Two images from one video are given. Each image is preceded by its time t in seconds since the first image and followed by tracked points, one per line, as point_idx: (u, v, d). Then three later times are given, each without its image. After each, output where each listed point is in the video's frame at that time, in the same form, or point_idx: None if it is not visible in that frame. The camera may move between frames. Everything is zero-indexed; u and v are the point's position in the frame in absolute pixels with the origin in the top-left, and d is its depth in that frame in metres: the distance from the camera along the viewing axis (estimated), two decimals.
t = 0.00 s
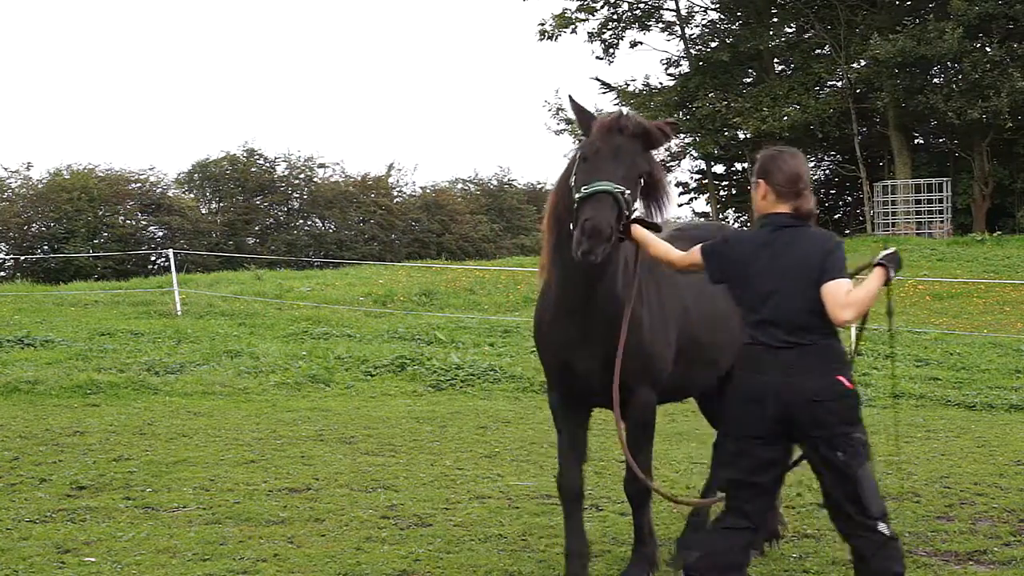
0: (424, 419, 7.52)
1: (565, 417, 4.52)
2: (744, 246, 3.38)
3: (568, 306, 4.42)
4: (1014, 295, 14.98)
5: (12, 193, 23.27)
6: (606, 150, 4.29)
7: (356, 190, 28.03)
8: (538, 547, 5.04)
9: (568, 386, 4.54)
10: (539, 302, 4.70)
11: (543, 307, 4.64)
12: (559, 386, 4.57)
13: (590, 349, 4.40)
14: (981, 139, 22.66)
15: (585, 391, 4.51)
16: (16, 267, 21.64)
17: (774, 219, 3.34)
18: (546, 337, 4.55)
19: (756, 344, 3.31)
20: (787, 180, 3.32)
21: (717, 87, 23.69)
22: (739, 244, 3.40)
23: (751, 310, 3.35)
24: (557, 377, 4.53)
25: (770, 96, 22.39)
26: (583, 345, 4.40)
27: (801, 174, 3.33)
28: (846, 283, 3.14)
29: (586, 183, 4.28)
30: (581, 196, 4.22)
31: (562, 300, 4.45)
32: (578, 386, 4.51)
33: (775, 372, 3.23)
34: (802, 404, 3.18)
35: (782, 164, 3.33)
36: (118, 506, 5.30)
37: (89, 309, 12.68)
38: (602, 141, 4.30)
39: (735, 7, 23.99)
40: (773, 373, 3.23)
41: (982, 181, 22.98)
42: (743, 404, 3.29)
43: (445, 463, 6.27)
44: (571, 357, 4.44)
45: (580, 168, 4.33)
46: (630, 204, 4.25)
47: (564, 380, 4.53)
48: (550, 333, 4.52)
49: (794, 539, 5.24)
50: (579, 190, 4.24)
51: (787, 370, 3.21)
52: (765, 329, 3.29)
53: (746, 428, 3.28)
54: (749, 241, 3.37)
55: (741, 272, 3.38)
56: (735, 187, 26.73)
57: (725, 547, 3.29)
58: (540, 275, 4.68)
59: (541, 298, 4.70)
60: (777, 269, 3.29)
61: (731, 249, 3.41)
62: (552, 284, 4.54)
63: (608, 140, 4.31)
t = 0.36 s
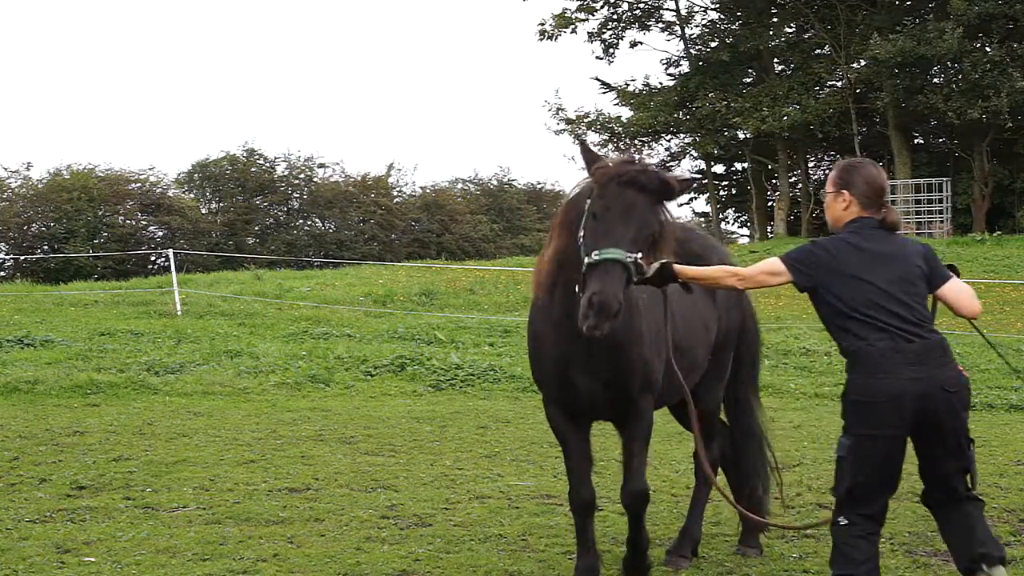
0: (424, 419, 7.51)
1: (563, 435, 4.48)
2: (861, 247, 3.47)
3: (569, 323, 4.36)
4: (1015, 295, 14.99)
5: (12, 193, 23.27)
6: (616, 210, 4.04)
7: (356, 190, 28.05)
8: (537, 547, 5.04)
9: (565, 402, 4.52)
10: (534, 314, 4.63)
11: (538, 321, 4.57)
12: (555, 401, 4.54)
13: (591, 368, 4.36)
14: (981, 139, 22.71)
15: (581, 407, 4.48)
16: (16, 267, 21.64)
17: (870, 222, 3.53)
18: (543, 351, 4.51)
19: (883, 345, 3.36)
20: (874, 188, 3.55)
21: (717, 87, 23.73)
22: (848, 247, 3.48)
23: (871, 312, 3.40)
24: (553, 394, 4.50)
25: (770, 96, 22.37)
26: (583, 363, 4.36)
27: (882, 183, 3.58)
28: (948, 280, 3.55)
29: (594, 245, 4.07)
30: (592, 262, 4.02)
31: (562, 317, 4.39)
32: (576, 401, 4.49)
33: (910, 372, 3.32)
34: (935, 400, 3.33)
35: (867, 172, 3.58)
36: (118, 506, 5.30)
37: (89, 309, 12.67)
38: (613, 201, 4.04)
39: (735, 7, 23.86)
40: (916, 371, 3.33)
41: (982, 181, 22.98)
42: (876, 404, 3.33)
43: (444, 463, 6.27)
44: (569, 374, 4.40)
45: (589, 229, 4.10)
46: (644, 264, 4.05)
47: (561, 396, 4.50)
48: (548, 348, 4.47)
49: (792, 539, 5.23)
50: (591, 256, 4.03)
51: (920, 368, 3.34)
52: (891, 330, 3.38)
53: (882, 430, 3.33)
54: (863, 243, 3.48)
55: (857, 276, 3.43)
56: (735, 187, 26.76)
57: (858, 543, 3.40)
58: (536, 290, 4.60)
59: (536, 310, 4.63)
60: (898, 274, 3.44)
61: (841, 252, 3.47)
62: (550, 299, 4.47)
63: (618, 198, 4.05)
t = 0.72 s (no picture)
0: (422, 419, 7.51)
1: (567, 434, 4.53)
2: (928, 240, 3.64)
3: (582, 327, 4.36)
4: (1012, 295, 15.01)
5: (10, 193, 23.31)
6: (682, 232, 3.84)
7: (354, 190, 28.16)
8: (534, 547, 5.06)
9: (573, 402, 4.55)
10: (543, 315, 4.63)
11: (549, 323, 4.57)
12: (562, 401, 4.58)
13: (601, 369, 4.37)
14: (978, 140, 22.62)
15: (590, 407, 4.51)
16: (14, 267, 21.68)
17: (933, 215, 3.71)
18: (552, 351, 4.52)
19: (958, 338, 3.51)
20: (932, 180, 3.72)
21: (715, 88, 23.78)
22: (916, 237, 3.64)
23: (944, 304, 3.55)
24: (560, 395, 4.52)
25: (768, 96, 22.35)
26: (594, 365, 4.37)
27: (941, 177, 3.74)
28: (993, 282, 3.81)
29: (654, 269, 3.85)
30: (664, 287, 3.79)
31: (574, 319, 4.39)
32: (585, 401, 4.52)
33: (986, 364, 3.48)
34: (1006, 393, 3.50)
35: (929, 166, 3.74)
36: (115, 506, 5.30)
37: (86, 309, 12.67)
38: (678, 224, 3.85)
39: (733, 7, 23.91)
40: (987, 362, 3.49)
41: (980, 181, 23.01)
42: (958, 394, 3.45)
43: (442, 463, 6.27)
44: (578, 374, 4.43)
45: (650, 252, 3.87)
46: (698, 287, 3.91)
47: (569, 396, 4.53)
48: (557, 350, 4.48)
49: (789, 539, 5.23)
50: (660, 279, 3.80)
51: (993, 361, 3.50)
52: (963, 322, 3.54)
53: (963, 422, 3.45)
54: (933, 237, 3.64)
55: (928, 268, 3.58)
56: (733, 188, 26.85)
57: (941, 546, 3.51)
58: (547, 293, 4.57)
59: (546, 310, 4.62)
60: (963, 269, 3.63)
61: (913, 242, 3.62)
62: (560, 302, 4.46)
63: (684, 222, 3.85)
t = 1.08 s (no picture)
0: (411, 419, 7.52)
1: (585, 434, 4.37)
2: (912, 241, 3.76)
3: (617, 323, 4.23)
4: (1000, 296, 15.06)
5: None
6: (781, 236, 3.87)
7: (343, 190, 28.12)
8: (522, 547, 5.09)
9: (588, 401, 4.41)
10: (563, 309, 4.43)
11: (569, 319, 4.38)
12: (576, 399, 4.42)
13: (634, 366, 4.29)
14: (966, 140, 22.70)
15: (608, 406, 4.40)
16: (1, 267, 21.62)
17: (922, 218, 3.83)
18: (574, 346, 4.33)
19: (952, 333, 3.60)
20: (926, 189, 3.84)
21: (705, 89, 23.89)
22: (903, 242, 3.77)
23: (935, 301, 3.65)
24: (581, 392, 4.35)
25: (757, 97, 22.38)
26: (623, 363, 4.28)
27: (939, 186, 3.84)
28: (995, 267, 3.82)
29: (764, 269, 3.81)
30: (774, 288, 3.78)
31: (606, 315, 4.25)
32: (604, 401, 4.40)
33: (984, 358, 3.56)
34: (1007, 386, 3.57)
35: (925, 175, 3.86)
36: (103, 507, 5.29)
37: (74, 309, 12.65)
38: (781, 229, 3.87)
39: (721, 8, 24.13)
40: (986, 357, 3.55)
41: (968, 181, 22.88)
42: (954, 390, 3.54)
43: (432, 463, 6.27)
44: (610, 372, 4.28)
45: (763, 255, 3.83)
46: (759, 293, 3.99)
47: (584, 394, 4.37)
48: (581, 345, 4.30)
49: (778, 539, 5.25)
50: (773, 280, 3.79)
51: (993, 355, 3.57)
52: (958, 316, 3.62)
53: (959, 417, 3.54)
54: (918, 238, 3.77)
55: (915, 266, 3.71)
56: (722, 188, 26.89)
57: (940, 545, 3.60)
58: (573, 287, 4.38)
59: (565, 305, 4.43)
60: (953, 266, 3.70)
61: (897, 248, 3.76)
62: (592, 296, 4.29)
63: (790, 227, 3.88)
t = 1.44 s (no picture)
0: (392, 421, 7.50)
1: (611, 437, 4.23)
2: (997, 258, 3.86)
3: (676, 333, 4.24)
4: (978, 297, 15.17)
5: None
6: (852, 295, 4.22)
7: (325, 192, 27.48)
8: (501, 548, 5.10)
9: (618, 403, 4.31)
10: (613, 310, 4.30)
11: (622, 320, 4.27)
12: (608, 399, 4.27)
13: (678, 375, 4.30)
14: (945, 142, 22.68)
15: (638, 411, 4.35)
16: None
17: (1004, 240, 3.90)
18: (625, 347, 4.21)
19: None
20: (1003, 211, 3.92)
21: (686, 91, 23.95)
22: (988, 261, 3.85)
23: None
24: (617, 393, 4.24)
25: (737, 99, 22.64)
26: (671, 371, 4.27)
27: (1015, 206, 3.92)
28: None
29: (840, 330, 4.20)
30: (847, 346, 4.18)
31: (667, 323, 4.24)
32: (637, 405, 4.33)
33: None
34: None
35: (998, 198, 3.93)
36: (82, 510, 5.25)
37: (52, 311, 12.54)
38: (852, 290, 4.24)
39: (702, 10, 23.96)
40: None
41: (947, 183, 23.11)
42: None
43: (413, 464, 6.28)
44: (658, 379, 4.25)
45: (843, 318, 4.20)
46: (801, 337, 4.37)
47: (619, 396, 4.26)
48: (634, 347, 4.20)
49: (758, 539, 5.28)
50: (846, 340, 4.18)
51: None
52: None
53: None
54: (1003, 257, 3.85)
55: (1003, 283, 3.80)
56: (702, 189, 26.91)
57: (980, 534, 3.78)
58: (634, 289, 4.28)
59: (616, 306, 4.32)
60: None
61: (984, 266, 3.84)
62: (661, 301, 4.25)
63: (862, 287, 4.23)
